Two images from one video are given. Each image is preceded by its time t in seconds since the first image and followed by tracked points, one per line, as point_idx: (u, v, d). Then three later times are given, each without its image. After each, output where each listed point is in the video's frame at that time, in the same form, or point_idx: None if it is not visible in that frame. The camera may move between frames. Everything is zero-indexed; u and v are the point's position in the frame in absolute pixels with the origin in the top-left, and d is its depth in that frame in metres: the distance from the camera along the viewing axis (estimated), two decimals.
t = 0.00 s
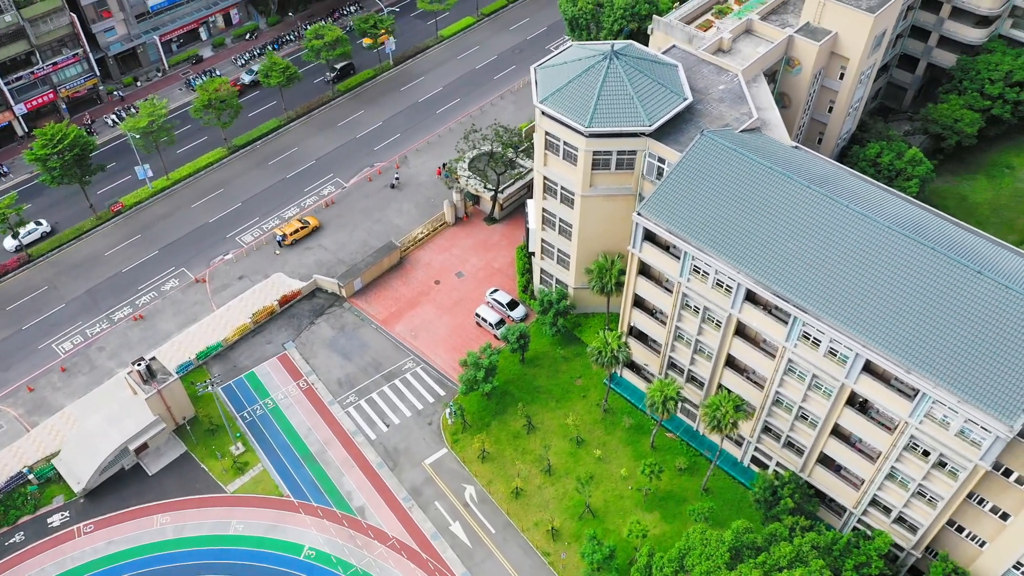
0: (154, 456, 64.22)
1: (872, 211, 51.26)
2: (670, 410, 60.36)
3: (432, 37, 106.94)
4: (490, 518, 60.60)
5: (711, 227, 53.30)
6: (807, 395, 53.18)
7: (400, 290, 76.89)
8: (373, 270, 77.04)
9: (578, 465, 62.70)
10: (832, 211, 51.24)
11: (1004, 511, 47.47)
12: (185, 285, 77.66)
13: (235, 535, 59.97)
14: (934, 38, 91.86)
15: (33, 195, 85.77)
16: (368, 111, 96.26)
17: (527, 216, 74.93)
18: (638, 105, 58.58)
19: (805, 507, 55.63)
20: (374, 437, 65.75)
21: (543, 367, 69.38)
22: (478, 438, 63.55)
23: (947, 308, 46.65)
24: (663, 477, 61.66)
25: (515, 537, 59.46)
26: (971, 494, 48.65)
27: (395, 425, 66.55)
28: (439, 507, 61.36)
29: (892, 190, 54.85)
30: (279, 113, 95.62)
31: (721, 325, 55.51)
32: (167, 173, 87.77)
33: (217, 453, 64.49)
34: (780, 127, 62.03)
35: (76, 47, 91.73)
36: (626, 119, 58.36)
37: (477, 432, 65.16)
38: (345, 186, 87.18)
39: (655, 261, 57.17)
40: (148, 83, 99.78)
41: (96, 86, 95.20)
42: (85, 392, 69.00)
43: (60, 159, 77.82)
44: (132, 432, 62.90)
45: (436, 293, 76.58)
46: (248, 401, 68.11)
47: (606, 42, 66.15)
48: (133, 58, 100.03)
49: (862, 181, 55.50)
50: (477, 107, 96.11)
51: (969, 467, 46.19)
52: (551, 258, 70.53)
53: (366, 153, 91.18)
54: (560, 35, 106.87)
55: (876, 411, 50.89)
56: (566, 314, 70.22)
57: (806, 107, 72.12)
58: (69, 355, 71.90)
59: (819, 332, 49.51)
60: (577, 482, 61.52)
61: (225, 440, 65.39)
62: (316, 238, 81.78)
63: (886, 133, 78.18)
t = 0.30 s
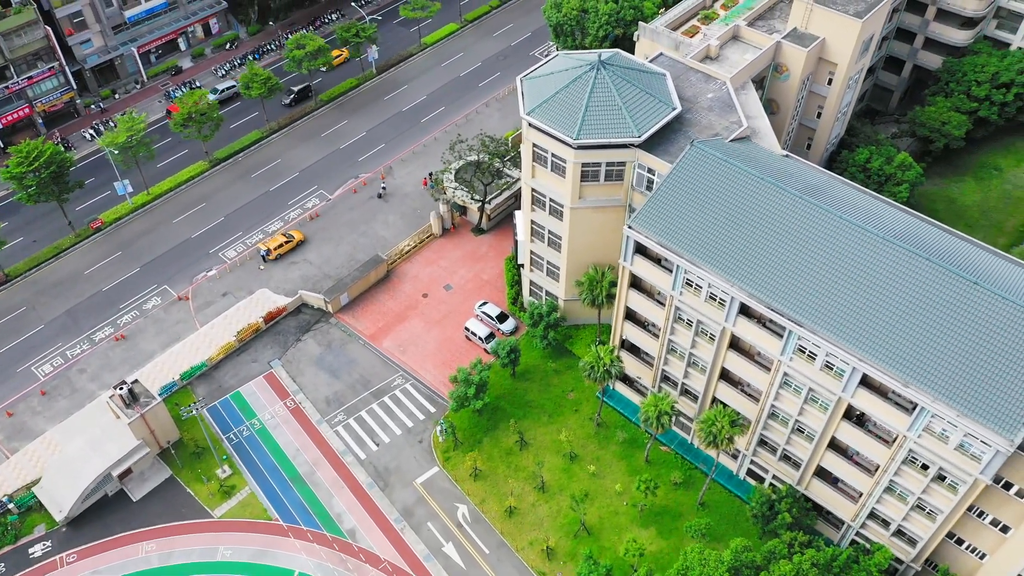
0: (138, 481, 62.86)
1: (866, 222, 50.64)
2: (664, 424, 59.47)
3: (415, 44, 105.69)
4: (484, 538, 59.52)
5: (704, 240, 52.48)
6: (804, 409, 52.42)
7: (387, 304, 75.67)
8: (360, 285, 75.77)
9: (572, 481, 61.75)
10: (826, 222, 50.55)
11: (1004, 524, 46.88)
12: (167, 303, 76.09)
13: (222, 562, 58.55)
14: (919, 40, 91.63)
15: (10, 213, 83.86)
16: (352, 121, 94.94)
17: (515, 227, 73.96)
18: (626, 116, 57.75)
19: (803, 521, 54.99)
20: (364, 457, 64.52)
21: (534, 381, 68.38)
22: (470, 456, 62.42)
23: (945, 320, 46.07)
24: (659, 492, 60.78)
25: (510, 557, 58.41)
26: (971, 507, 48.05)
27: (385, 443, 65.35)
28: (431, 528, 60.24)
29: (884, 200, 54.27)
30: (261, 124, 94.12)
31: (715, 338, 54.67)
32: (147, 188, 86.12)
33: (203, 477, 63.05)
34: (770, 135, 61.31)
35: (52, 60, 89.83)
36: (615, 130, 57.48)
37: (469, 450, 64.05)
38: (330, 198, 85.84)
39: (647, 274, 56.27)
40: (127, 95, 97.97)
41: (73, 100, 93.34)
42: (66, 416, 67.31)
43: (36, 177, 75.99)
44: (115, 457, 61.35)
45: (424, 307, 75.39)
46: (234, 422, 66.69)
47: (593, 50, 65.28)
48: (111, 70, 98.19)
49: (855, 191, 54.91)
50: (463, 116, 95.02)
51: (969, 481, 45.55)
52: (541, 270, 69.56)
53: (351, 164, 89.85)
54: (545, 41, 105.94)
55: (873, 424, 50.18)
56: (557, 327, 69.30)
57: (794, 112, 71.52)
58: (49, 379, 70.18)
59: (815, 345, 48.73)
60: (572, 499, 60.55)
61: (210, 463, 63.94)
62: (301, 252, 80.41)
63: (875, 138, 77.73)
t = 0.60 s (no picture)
0: (122, 508, 61.27)
1: (860, 233, 49.96)
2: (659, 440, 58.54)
3: (398, 52, 104.45)
4: (478, 558, 58.42)
5: (696, 253, 51.69)
6: (800, 423, 51.67)
7: (375, 319, 74.43)
8: (346, 300, 74.47)
9: (566, 498, 60.77)
10: (819, 234, 49.84)
11: (1005, 537, 46.29)
12: (149, 322, 74.49)
13: None
14: (905, 42, 91.37)
15: None
16: (335, 131, 93.61)
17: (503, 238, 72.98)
18: (615, 127, 56.86)
19: (801, 535, 54.33)
20: (354, 478, 63.29)
21: (525, 396, 67.36)
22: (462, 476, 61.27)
23: (942, 333, 45.41)
24: (654, 507, 59.88)
25: None
26: (971, 521, 47.45)
27: (375, 463, 64.14)
28: (424, 549, 59.09)
29: (877, 208, 53.63)
30: (243, 136, 92.57)
31: (709, 352, 53.82)
32: (127, 204, 84.44)
33: (189, 502, 61.52)
34: (760, 143, 60.59)
35: (27, 75, 87.96)
36: (604, 141, 56.58)
37: (461, 468, 62.92)
38: (314, 212, 84.48)
39: (639, 288, 55.37)
40: (105, 108, 96.17)
41: (49, 114, 91.47)
42: (46, 442, 65.65)
43: (11, 196, 74.20)
44: (98, 484, 59.78)
45: (412, 321, 74.20)
46: (220, 444, 65.28)
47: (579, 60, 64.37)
48: (88, 83, 96.32)
49: (847, 200, 54.22)
50: (447, 125, 93.91)
51: (970, 495, 44.90)
52: (530, 283, 68.59)
53: (335, 176, 88.52)
54: (529, 47, 105.00)
55: (871, 437, 49.47)
56: (548, 340, 68.35)
57: (783, 119, 70.93)
58: (28, 403, 68.43)
59: (811, 360, 47.97)
60: (566, 517, 59.58)
61: (196, 488, 62.46)
62: (285, 267, 79.02)
63: (864, 142, 77.26)
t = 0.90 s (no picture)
0: (105, 536, 59.37)
1: (854, 244, 49.27)
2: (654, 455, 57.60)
3: (380, 60, 103.12)
4: None
5: (688, 267, 50.84)
6: (797, 437, 50.90)
7: (363, 335, 73.16)
8: (332, 316, 73.11)
9: (561, 516, 59.79)
10: (813, 246, 49.10)
11: (1006, 551, 45.71)
12: (131, 342, 72.87)
13: None
14: (890, 44, 91.11)
15: None
16: (319, 143, 92.22)
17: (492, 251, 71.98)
18: (604, 139, 55.95)
19: (800, 551, 53.56)
20: (344, 499, 62.03)
21: (517, 411, 66.32)
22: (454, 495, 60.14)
23: (939, 345, 44.78)
24: (650, 524, 58.97)
25: None
26: (972, 535, 46.85)
27: (365, 484, 62.90)
28: (417, 572, 57.93)
29: (869, 218, 53.05)
30: (224, 149, 90.96)
31: (703, 367, 53.01)
32: (106, 221, 82.73)
33: (174, 529, 59.99)
34: (750, 153, 59.85)
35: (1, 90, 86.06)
36: (593, 154, 55.65)
37: (453, 487, 61.78)
38: (298, 225, 83.08)
39: (631, 303, 54.48)
40: (82, 122, 94.30)
41: (26, 130, 89.57)
42: (27, 468, 63.92)
43: None
44: (80, 513, 58.15)
45: (401, 336, 73.00)
46: (206, 468, 63.82)
47: (566, 70, 63.46)
48: (64, 96, 94.42)
49: (840, 210, 53.58)
50: (432, 134, 92.74)
51: (970, 511, 44.27)
52: (520, 296, 67.56)
53: (319, 188, 87.11)
54: (513, 53, 103.94)
55: (869, 452, 48.79)
56: (539, 354, 67.35)
57: (772, 125, 70.27)
58: (8, 429, 66.69)
59: (808, 375, 47.22)
60: (561, 535, 58.61)
61: (182, 514, 60.95)
62: (270, 283, 77.60)
63: (853, 147, 76.73)
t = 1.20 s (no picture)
0: (88, 567, 57.87)
1: (848, 256, 48.61)
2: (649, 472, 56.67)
3: (362, 69, 101.76)
4: None
5: (681, 282, 49.96)
6: (794, 453, 50.11)
7: (350, 352, 71.86)
8: (318, 333, 71.75)
9: (556, 534, 58.79)
10: (807, 259, 48.40)
11: (1008, 564, 45.12)
12: (112, 365, 71.18)
13: None
14: (875, 47, 90.83)
15: None
16: (301, 154, 90.76)
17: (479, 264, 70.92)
18: (593, 152, 55.01)
19: (799, 566, 52.83)
20: (334, 523, 60.74)
21: (509, 428, 65.24)
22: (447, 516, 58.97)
23: (937, 359, 44.16)
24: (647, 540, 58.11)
25: None
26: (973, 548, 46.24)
27: (355, 506, 61.64)
28: None
29: (862, 228, 52.51)
30: (204, 163, 89.31)
31: (698, 382, 52.15)
32: (85, 239, 80.97)
33: (160, 558, 58.42)
34: (740, 162, 59.09)
35: None
36: (581, 167, 54.67)
37: (445, 508, 60.62)
38: (282, 240, 81.62)
39: (623, 318, 53.54)
40: (58, 137, 92.40)
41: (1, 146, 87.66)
42: (6, 499, 62.13)
43: None
44: (62, 545, 56.49)
45: (389, 352, 71.78)
46: (192, 493, 62.31)
47: (552, 80, 62.50)
48: (40, 111, 92.49)
49: (832, 220, 52.95)
50: (417, 144, 91.52)
51: (972, 526, 43.62)
52: (509, 310, 66.52)
53: (303, 201, 85.65)
54: (497, 60, 102.86)
55: (868, 466, 48.09)
56: (530, 369, 66.35)
57: (760, 132, 69.63)
58: None
59: (804, 391, 46.45)
60: (556, 554, 57.62)
61: (168, 542, 59.39)
62: (254, 300, 76.14)
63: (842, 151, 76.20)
